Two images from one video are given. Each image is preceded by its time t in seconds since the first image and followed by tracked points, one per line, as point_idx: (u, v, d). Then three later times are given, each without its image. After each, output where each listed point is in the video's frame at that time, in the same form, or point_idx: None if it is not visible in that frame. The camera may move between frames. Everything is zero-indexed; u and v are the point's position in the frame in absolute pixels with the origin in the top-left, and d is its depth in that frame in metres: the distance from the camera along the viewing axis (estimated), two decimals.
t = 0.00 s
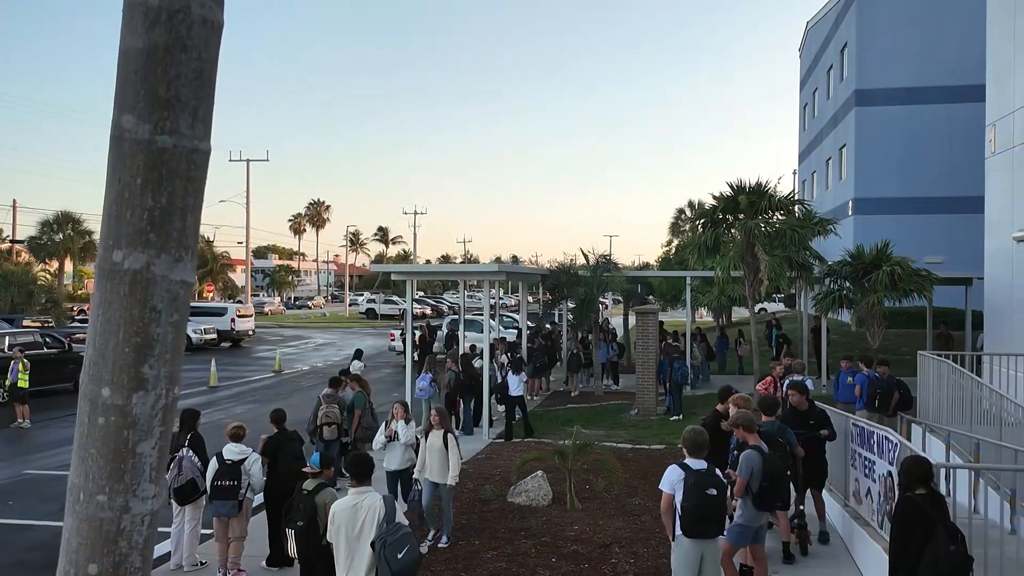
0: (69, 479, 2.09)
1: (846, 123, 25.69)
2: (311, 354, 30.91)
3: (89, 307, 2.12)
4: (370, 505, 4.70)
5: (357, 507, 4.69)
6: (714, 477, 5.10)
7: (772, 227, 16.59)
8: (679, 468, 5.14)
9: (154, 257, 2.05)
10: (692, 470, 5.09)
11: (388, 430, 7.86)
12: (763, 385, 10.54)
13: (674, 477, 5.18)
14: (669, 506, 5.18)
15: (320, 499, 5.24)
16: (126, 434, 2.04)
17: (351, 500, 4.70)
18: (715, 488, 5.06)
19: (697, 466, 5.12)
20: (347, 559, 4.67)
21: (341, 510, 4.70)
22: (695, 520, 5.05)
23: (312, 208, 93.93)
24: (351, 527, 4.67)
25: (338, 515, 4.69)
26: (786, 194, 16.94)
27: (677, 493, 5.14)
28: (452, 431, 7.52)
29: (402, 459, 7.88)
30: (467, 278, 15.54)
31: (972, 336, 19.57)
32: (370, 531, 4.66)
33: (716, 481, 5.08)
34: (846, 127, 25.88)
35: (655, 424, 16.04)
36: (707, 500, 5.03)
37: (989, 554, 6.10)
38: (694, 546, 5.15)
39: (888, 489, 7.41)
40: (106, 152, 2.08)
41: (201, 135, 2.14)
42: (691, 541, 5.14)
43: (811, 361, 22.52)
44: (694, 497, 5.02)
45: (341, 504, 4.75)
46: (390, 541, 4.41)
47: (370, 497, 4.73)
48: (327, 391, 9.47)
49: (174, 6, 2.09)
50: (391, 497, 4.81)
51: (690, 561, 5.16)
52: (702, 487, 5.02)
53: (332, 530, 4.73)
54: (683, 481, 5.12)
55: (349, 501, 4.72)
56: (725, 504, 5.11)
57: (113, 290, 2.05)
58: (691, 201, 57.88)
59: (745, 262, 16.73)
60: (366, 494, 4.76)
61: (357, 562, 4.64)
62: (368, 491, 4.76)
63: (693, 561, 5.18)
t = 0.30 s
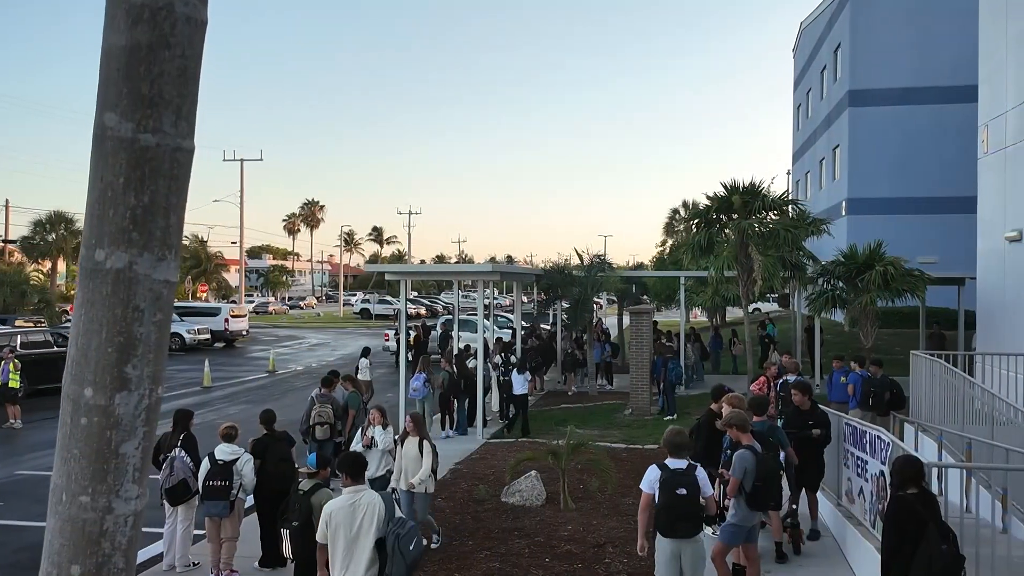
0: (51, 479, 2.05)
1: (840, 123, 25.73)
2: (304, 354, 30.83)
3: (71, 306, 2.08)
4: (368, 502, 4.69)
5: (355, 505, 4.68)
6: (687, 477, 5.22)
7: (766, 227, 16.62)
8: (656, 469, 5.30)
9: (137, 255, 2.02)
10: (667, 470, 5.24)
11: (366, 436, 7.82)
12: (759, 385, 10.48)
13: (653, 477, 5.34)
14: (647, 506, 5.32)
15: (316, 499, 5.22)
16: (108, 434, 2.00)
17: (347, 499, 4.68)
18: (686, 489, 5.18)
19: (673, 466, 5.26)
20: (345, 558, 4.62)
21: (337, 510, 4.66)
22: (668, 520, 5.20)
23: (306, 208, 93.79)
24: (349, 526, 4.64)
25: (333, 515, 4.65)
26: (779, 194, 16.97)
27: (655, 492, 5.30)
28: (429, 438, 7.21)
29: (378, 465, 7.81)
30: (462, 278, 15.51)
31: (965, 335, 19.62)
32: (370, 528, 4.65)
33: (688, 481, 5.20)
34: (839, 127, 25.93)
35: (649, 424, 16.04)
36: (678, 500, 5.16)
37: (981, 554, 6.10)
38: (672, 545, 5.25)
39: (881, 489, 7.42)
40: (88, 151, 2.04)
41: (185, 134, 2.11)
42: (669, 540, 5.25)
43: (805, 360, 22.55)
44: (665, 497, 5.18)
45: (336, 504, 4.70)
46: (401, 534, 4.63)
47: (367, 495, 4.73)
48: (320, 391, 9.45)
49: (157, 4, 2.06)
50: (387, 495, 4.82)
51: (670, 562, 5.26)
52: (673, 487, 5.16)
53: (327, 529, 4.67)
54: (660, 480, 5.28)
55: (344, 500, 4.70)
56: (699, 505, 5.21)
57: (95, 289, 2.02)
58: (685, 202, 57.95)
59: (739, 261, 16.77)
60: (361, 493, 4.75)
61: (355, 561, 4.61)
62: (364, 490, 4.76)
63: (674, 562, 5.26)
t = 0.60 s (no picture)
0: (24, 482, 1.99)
1: (826, 124, 25.85)
2: (290, 354, 30.71)
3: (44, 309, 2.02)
4: (366, 501, 4.68)
5: (353, 503, 4.65)
6: (666, 478, 5.22)
7: (752, 228, 16.67)
8: (637, 470, 5.31)
9: (110, 257, 1.95)
10: (648, 470, 5.25)
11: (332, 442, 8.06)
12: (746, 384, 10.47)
13: (635, 478, 5.36)
14: (630, 507, 5.34)
15: (310, 500, 5.15)
16: (83, 436, 1.94)
17: (345, 498, 4.66)
18: (666, 490, 5.18)
19: (653, 467, 5.27)
20: (341, 557, 4.58)
21: (334, 509, 4.64)
22: (648, 521, 5.22)
23: (292, 207, 93.47)
24: (346, 524, 4.62)
25: (330, 514, 4.62)
26: (766, 195, 17.04)
27: (636, 493, 5.31)
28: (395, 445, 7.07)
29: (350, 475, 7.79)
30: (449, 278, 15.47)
31: (949, 335, 19.77)
32: (368, 526, 4.64)
33: (667, 483, 5.20)
34: (825, 128, 26.06)
35: (636, 423, 16.07)
36: (657, 501, 5.17)
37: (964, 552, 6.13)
38: (654, 546, 5.27)
39: (865, 488, 7.46)
40: (61, 150, 1.97)
41: (160, 135, 2.04)
42: (649, 540, 5.27)
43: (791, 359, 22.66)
44: (645, 499, 5.20)
45: (333, 502, 4.67)
46: (400, 533, 4.69)
47: (364, 494, 4.71)
48: (305, 391, 9.41)
49: (131, 3, 2.00)
50: (383, 493, 4.81)
51: (652, 563, 5.29)
52: (652, 489, 5.17)
53: (324, 528, 4.64)
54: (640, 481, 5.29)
55: (342, 499, 4.67)
56: (678, 506, 5.22)
57: (67, 292, 1.95)
58: (672, 201, 58.18)
59: (725, 262, 16.82)
60: (358, 492, 4.72)
61: (351, 559, 4.58)
62: (361, 488, 4.73)
63: (657, 562, 5.29)
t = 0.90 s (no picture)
0: None
1: (804, 125, 26.07)
2: (270, 355, 30.53)
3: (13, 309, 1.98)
4: (361, 498, 4.65)
5: (348, 501, 4.63)
6: (646, 479, 5.24)
7: (732, 228, 16.78)
8: (616, 471, 5.32)
9: (82, 257, 1.92)
10: (626, 470, 5.27)
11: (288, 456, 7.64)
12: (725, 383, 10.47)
13: (613, 478, 5.38)
14: (610, 508, 5.35)
15: (295, 502, 5.10)
16: (54, 437, 1.91)
17: (340, 495, 4.63)
18: (645, 491, 5.20)
19: (632, 467, 5.28)
20: (336, 554, 4.57)
21: (329, 506, 4.61)
22: (626, 522, 5.23)
23: (273, 207, 92.99)
24: (341, 521, 4.60)
25: (325, 511, 4.60)
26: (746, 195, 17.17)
27: (615, 493, 5.33)
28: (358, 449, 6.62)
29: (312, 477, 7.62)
30: (431, 278, 15.45)
31: (926, 334, 20.02)
32: (362, 523, 4.63)
33: (647, 484, 5.22)
34: (804, 129, 26.28)
35: (617, 423, 16.13)
36: (636, 503, 5.19)
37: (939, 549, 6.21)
38: (633, 546, 5.29)
39: (842, 486, 7.53)
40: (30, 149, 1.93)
41: (132, 134, 2.01)
42: (628, 540, 5.29)
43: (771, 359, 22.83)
44: (624, 500, 5.21)
45: (327, 499, 4.64)
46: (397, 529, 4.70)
47: (359, 491, 4.68)
48: (285, 392, 9.41)
49: None
50: (377, 491, 4.78)
51: (631, 562, 5.31)
52: (632, 491, 5.19)
53: (318, 524, 4.61)
54: (619, 481, 5.31)
55: (336, 495, 4.64)
56: (658, 506, 5.25)
57: (37, 293, 1.92)
58: (653, 201, 58.48)
59: (705, 262, 16.91)
60: (352, 490, 4.69)
61: (347, 555, 4.58)
62: (354, 486, 4.70)
63: (635, 561, 5.31)
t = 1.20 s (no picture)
0: None
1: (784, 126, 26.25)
2: (249, 355, 30.35)
3: None
4: (349, 499, 4.62)
5: (336, 501, 4.59)
6: (627, 480, 5.27)
7: (712, 228, 16.86)
8: (596, 470, 5.33)
9: (52, 254, 1.75)
10: (607, 471, 5.29)
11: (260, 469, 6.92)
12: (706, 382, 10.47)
13: (594, 478, 5.38)
14: (589, 507, 5.36)
15: (273, 503, 5.05)
16: (25, 439, 1.74)
17: (329, 495, 4.59)
18: (627, 491, 5.22)
19: (612, 467, 5.30)
20: (323, 554, 4.54)
21: (317, 505, 4.57)
22: (607, 521, 5.24)
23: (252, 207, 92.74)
24: (329, 521, 4.56)
25: (313, 510, 4.55)
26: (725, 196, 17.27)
27: (595, 493, 5.34)
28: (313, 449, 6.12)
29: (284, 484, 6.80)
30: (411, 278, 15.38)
31: (902, 333, 20.25)
32: (351, 523, 4.60)
33: (629, 484, 5.25)
34: (783, 131, 26.47)
35: (598, 422, 16.16)
36: (616, 502, 5.20)
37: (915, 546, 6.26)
38: (612, 546, 5.30)
39: (820, 484, 7.60)
40: None
41: (104, 129, 1.85)
42: (607, 539, 5.29)
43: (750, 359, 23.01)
44: (604, 500, 5.22)
45: (315, 498, 4.60)
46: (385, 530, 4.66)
47: (348, 492, 4.65)
48: (264, 391, 9.33)
49: None
50: (365, 491, 4.76)
51: (610, 562, 5.31)
52: (613, 490, 5.21)
53: (306, 523, 4.56)
54: (599, 482, 5.32)
55: (324, 495, 4.60)
56: (639, 506, 5.26)
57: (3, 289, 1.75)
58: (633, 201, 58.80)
59: (685, 262, 16.99)
60: (341, 490, 4.65)
61: (335, 555, 4.54)
62: (343, 486, 4.66)
63: (614, 560, 5.32)
